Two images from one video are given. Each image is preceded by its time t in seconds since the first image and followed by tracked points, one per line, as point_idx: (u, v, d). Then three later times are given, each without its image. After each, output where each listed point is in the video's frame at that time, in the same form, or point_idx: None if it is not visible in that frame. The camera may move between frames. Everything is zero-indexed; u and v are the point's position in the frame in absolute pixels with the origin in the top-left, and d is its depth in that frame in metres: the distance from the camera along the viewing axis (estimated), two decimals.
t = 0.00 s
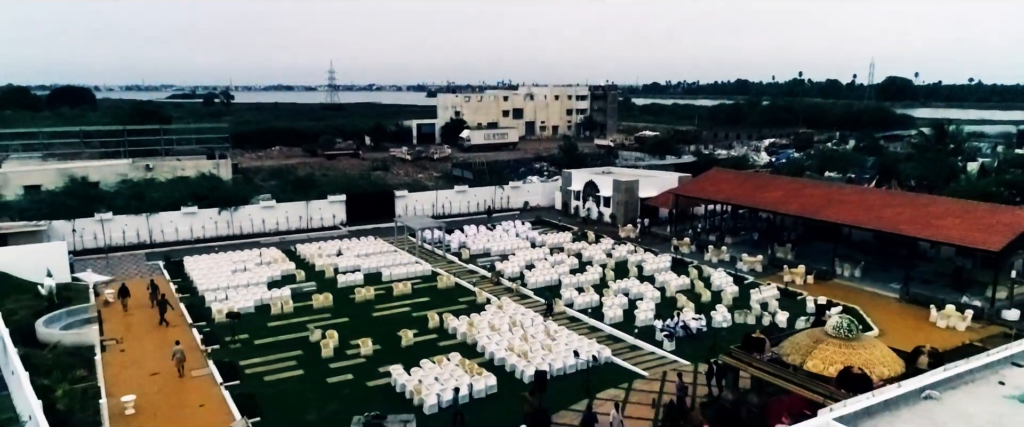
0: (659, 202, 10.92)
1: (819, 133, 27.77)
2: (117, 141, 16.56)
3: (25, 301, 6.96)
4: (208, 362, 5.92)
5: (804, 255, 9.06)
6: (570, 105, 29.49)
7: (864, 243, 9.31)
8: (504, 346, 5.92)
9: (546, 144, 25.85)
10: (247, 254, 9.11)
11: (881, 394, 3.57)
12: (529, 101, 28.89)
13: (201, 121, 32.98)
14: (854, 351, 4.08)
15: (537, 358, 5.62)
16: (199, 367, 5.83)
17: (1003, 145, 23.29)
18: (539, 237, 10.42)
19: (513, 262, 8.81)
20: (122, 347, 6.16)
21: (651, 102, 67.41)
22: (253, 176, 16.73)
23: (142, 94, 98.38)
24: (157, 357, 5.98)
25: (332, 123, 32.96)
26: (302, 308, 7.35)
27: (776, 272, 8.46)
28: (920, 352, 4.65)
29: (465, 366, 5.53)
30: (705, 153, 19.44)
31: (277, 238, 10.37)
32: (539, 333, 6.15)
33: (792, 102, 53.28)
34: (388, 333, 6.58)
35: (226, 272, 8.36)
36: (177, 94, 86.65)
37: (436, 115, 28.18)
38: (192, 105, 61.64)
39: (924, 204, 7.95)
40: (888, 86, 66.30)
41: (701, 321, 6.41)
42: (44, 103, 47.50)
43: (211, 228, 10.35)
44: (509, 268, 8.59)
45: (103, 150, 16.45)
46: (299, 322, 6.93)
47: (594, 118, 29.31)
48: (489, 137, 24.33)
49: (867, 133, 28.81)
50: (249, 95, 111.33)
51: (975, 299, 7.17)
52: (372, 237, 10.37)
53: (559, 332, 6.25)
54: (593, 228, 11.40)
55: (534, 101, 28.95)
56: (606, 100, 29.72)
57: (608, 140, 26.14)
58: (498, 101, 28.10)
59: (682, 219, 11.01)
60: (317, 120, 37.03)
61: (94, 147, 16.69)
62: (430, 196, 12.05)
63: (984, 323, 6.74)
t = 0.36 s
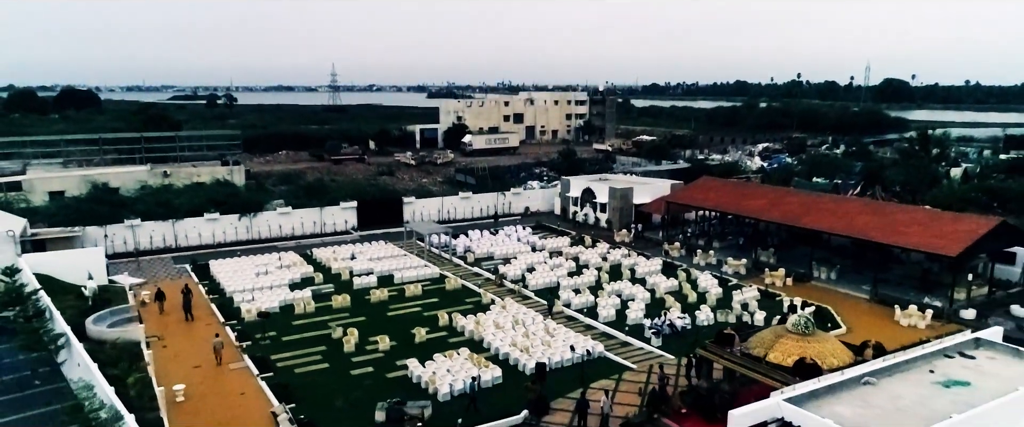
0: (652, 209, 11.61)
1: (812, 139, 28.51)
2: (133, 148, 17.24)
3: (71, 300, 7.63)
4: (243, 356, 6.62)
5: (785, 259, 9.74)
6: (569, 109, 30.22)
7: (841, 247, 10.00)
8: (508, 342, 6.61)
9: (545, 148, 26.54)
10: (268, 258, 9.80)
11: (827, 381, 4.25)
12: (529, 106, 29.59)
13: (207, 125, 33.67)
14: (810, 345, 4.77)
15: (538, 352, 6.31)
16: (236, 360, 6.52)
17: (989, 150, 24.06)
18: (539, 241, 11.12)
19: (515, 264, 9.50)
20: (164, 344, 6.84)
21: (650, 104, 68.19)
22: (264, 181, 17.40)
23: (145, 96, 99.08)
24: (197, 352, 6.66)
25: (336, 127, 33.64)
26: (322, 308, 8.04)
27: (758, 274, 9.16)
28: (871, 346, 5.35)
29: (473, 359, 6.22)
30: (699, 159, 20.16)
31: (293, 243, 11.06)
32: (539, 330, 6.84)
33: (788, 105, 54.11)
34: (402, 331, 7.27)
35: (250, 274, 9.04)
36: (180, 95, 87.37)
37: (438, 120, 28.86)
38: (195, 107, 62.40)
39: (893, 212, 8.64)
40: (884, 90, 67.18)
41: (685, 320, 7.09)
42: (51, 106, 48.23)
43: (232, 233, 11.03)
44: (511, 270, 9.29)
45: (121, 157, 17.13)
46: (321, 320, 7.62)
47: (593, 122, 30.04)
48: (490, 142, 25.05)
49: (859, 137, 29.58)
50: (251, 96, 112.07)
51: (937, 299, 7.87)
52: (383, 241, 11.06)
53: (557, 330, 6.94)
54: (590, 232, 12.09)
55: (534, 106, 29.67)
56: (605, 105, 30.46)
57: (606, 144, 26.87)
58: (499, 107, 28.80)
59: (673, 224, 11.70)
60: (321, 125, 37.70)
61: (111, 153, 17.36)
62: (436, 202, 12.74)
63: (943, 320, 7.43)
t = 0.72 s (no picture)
0: (646, 214, 12.24)
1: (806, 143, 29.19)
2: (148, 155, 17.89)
3: (107, 300, 8.29)
4: (269, 351, 7.26)
5: (770, 261, 10.40)
6: (568, 113, 30.89)
7: (824, 250, 10.63)
8: (509, 339, 7.26)
9: (545, 151, 27.23)
10: (284, 260, 10.44)
11: (790, 372, 4.89)
12: (529, 110, 30.25)
13: (213, 129, 34.27)
14: (778, 340, 5.42)
15: (537, 349, 6.96)
16: (263, 355, 7.17)
17: (976, 154, 24.78)
18: (539, 244, 11.77)
19: (516, 267, 10.16)
20: (195, 340, 7.48)
21: (648, 106, 68.98)
22: (274, 186, 18.04)
23: (148, 97, 99.76)
24: (227, 348, 7.31)
25: (340, 132, 34.24)
26: (337, 308, 8.69)
27: (742, 276, 9.82)
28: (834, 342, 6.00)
29: (479, 355, 6.86)
30: (695, 164, 20.81)
31: (306, 247, 11.70)
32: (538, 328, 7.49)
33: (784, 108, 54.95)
34: (413, 329, 7.92)
35: (269, 276, 9.69)
36: (183, 96, 88.19)
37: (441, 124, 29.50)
38: (199, 110, 63.04)
39: (868, 218, 9.30)
40: (881, 91, 67.89)
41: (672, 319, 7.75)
42: (58, 109, 48.95)
43: (249, 237, 11.69)
44: (513, 273, 9.93)
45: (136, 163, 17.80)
46: (338, 320, 8.26)
47: (592, 126, 30.74)
48: (491, 147, 25.72)
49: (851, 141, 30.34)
50: (253, 97, 112.61)
51: (906, 300, 8.51)
52: (391, 245, 11.71)
53: (554, 328, 7.58)
54: (587, 236, 12.74)
55: (534, 110, 30.32)
56: (603, 109, 31.14)
57: (604, 148, 27.54)
58: (500, 111, 29.44)
59: (666, 228, 12.32)
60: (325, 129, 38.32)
61: (126, 160, 18.02)
62: (441, 208, 13.38)
63: (910, 319, 8.08)
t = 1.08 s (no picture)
0: (641, 219, 12.92)
1: (799, 147, 29.92)
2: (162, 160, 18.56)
3: (140, 301, 8.96)
4: (292, 347, 7.94)
5: (755, 264, 11.08)
6: (568, 118, 31.61)
7: (807, 254, 11.31)
8: (511, 337, 7.93)
9: (545, 156, 27.91)
10: (300, 263, 11.12)
11: (760, 364, 5.57)
12: (530, 115, 30.96)
13: (219, 133, 34.97)
14: (752, 337, 6.09)
15: (537, 346, 7.63)
16: (287, 350, 7.85)
17: (964, 158, 25.54)
18: (539, 248, 12.45)
19: (517, 269, 10.85)
20: (223, 335, 8.16)
21: (647, 108, 69.80)
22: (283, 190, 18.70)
23: (150, 98, 100.34)
24: (254, 343, 7.99)
25: (344, 136, 34.94)
26: (352, 308, 9.37)
27: (729, 277, 10.51)
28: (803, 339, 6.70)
29: (485, 351, 7.53)
30: (690, 169, 21.49)
31: (319, 250, 12.38)
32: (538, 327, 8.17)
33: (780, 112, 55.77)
34: (423, 327, 8.60)
35: (287, 278, 10.37)
36: (186, 96, 88.98)
37: (443, 128, 30.18)
38: (203, 112, 63.76)
39: (845, 225, 9.99)
40: (878, 94, 68.66)
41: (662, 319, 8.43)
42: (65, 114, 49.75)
43: (266, 241, 12.36)
44: (514, 275, 10.61)
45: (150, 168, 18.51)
46: (353, 319, 8.94)
47: (590, 130, 31.45)
48: (493, 151, 26.42)
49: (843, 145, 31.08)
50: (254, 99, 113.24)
51: (879, 301, 9.19)
52: (399, 249, 12.39)
53: (553, 327, 8.25)
54: (585, 240, 13.42)
55: (534, 115, 31.02)
56: (602, 114, 31.87)
57: (603, 152, 28.25)
58: (501, 116, 30.13)
59: (660, 233, 12.99)
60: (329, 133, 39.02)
61: (141, 165, 18.70)
62: (445, 213, 14.06)
63: (882, 318, 8.76)
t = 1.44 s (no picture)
0: (635, 224, 13.62)
1: (793, 151, 30.67)
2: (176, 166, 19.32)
3: (169, 302, 9.70)
4: (312, 344, 8.66)
5: (741, 266, 11.81)
6: (567, 122, 32.37)
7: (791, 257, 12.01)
8: (513, 334, 8.65)
9: (545, 159, 28.62)
10: (314, 265, 11.84)
11: (733, 356, 6.30)
12: (529, 119, 31.69)
13: (226, 137, 35.71)
14: (728, 333, 6.83)
15: (537, 342, 8.36)
16: (308, 346, 8.59)
17: (952, 162, 26.27)
18: (538, 251, 13.18)
19: (517, 271, 11.58)
20: (247, 332, 8.88)
21: (646, 110, 70.56)
22: (292, 195, 19.43)
23: (154, 100, 101.07)
24: (277, 340, 8.72)
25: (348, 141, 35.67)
26: (364, 307, 10.09)
27: (716, 279, 11.24)
28: (777, 336, 7.44)
29: (489, 347, 8.26)
30: (685, 174, 22.20)
31: (330, 253, 13.11)
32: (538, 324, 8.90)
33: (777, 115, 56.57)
34: (431, 326, 9.31)
35: (303, 280, 11.09)
36: (189, 96, 89.79)
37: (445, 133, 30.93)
38: (207, 115, 64.59)
39: (824, 230, 10.72)
40: (874, 96, 69.71)
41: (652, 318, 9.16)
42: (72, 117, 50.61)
43: (280, 245, 13.09)
44: (515, 276, 11.35)
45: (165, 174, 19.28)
46: (366, 318, 9.66)
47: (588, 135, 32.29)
48: (493, 155, 27.16)
49: (836, 148, 31.81)
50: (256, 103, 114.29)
51: (855, 301, 9.92)
52: (406, 252, 13.11)
53: (552, 325, 8.97)
54: (582, 243, 14.14)
55: (534, 119, 31.73)
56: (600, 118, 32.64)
57: (602, 156, 29.00)
58: (501, 120, 30.85)
59: (653, 236, 13.69)
60: (333, 136, 39.79)
61: (156, 170, 19.46)
62: (449, 217, 14.79)
63: (855, 317, 9.48)
